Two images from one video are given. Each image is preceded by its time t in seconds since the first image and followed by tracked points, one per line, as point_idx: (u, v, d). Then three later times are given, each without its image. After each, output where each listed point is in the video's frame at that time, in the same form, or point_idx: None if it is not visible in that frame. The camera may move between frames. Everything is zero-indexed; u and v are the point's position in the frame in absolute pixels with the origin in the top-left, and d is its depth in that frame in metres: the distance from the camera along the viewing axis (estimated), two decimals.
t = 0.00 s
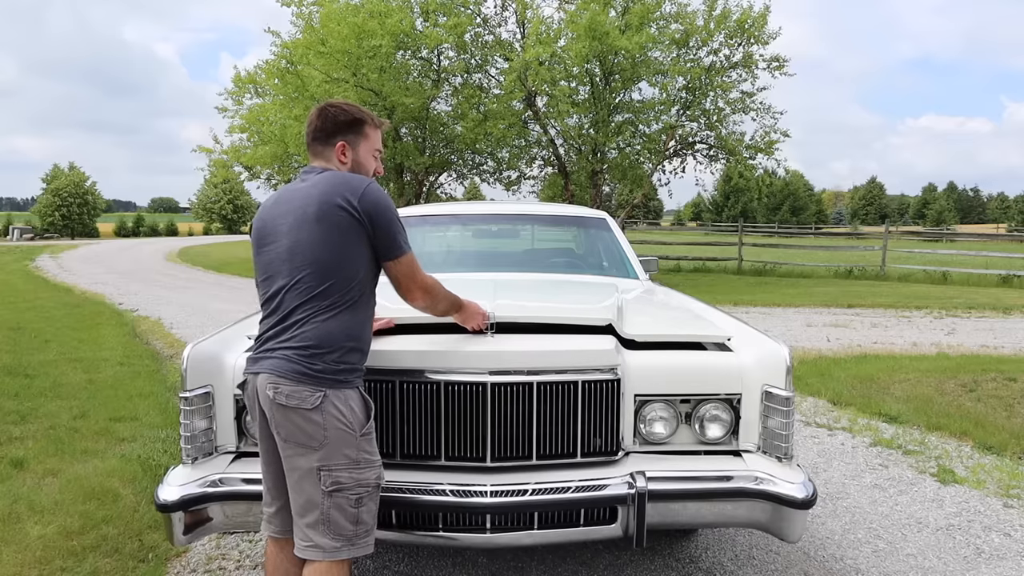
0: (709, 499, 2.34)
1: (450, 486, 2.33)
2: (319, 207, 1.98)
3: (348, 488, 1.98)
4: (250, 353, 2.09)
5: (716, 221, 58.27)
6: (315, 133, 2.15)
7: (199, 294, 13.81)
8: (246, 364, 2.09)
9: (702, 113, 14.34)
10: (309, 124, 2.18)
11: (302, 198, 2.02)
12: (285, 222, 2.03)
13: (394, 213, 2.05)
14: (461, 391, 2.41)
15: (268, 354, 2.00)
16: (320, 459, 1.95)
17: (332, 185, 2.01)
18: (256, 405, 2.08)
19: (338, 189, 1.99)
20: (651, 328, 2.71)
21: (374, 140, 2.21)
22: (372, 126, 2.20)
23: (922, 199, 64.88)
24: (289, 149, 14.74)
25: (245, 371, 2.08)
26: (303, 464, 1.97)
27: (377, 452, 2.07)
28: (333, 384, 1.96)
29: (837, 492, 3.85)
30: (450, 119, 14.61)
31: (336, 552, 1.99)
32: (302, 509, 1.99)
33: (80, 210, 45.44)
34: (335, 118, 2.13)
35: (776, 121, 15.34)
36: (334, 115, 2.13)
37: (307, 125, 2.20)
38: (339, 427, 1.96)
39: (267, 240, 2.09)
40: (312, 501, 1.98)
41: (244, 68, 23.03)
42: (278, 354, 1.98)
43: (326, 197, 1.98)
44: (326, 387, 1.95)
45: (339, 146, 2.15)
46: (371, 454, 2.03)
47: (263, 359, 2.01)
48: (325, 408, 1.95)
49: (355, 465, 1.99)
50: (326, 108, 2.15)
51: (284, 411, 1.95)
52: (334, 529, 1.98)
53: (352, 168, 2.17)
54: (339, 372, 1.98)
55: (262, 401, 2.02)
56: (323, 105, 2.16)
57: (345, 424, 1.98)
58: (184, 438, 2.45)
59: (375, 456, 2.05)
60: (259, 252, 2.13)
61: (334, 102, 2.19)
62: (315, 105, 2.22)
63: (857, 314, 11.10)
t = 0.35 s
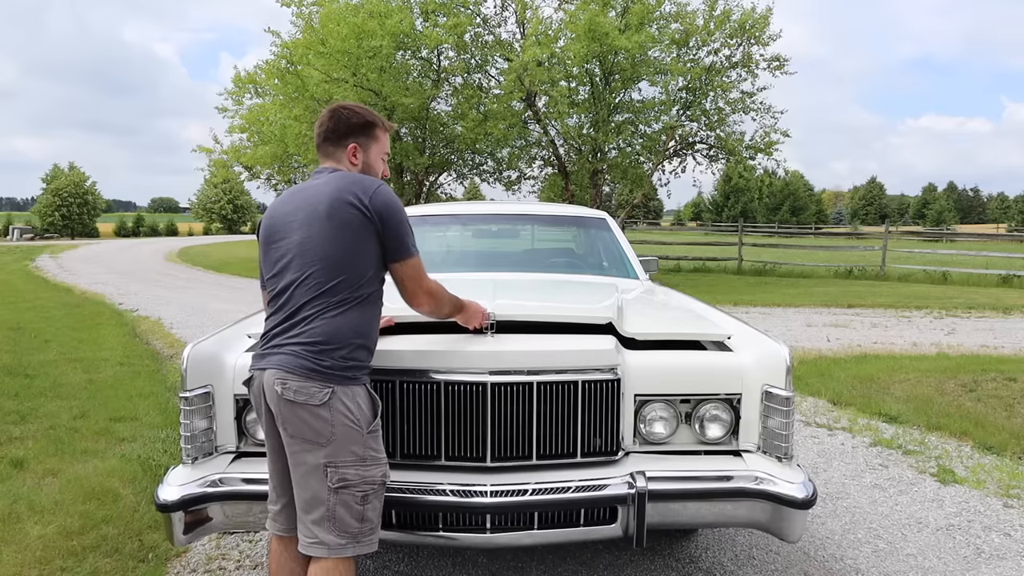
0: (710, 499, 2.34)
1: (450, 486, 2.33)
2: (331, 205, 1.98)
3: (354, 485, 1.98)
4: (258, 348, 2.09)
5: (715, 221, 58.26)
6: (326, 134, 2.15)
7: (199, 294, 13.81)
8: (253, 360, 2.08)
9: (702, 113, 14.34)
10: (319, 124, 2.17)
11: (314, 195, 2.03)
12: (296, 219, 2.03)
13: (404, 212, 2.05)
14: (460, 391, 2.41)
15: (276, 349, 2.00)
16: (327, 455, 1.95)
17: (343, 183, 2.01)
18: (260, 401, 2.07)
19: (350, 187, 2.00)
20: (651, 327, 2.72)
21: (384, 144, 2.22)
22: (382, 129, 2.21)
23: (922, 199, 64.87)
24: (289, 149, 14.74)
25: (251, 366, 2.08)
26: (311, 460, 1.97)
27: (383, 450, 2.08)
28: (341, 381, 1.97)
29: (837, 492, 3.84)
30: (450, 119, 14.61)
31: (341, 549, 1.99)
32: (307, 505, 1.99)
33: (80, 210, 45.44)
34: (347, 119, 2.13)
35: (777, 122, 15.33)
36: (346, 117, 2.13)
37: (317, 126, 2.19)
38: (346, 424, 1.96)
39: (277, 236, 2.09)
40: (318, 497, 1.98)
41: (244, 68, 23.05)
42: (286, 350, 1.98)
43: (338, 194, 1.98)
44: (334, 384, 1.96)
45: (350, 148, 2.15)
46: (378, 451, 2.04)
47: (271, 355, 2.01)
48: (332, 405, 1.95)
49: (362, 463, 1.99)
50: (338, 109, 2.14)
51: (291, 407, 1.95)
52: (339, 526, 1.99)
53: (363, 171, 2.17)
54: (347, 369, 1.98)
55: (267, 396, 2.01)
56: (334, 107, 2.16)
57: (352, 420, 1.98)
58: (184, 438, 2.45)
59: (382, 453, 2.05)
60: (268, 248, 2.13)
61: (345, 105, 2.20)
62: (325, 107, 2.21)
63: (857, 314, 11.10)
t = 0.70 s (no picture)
0: (709, 498, 2.34)
1: (449, 486, 2.33)
2: (345, 209, 1.98)
3: (378, 481, 1.99)
4: (262, 351, 2.07)
5: (715, 221, 58.24)
6: (344, 136, 2.14)
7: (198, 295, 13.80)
8: (258, 364, 2.06)
9: (702, 113, 14.34)
10: (337, 125, 2.16)
11: (327, 199, 2.03)
12: (309, 221, 2.03)
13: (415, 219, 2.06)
14: (460, 391, 2.41)
15: (285, 354, 1.98)
16: (349, 455, 1.95)
17: (357, 188, 2.01)
18: (267, 409, 2.04)
19: (364, 191, 2.00)
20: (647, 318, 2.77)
21: (399, 151, 2.23)
22: (399, 137, 2.22)
23: (922, 199, 64.85)
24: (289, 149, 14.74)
25: (256, 369, 2.05)
26: (334, 462, 1.96)
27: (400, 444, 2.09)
28: (353, 384, 1.97)
29: (837, 492, 3.84)
30: (450, 119, 14.61)
31: (371, 542, 2.00)
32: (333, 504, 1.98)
33: (80, 210, 45.43)
34: (364, 123, 2.13)
35: (777, 122, 15.33)
36: (366, 122, 2.13)
37: (333, 127, 2.18)
38: (364, 424, 1.96)
39: (288, 238, 2.08)
40: (345, 494, 1.98)
41: (244, 68, 23.05)
42: (297, 355, 1.96)
43: (352, 199, 1.99)
44: (348, 387, 1.96)
45: (366, 153, 2.14)
46: (395, 447, 2.05)
47: (280, 358, 1.99)
48: (348, 408, 1.95)
49: (383, 458, 2.00)
50: (358, 113, 2.14)
51: (309, 413, 1.93)
52: (367, 521, 1.99)
53: (376, 176, 2.18)
54: (357, 373, 1.98)
55: (277, 405, 1.98)
56: (352, 110, 2.15)
57: (370, 420, 1.98)
58: (184, 438, 2.45)
59: (400, 448, 2.07)
60: (277, 250, 2.12)
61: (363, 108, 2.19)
62: (343, 108, 2.20)
63: (857, 314, 11.10)
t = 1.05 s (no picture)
0: (709, 499, 2.34)
1: (449, 486, 2.33)
2: (356, 209, 1.97)
3: (390, 482, 2.00)
4: (274, 353, 2.05)
5: (715, 221, 58.23)
6: (352, 131, 2.13)
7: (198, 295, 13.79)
8: (270, 366, 2.04)
9: (702, 113, 14.34)
10: (345, 119, 2.15)
11: (336, 200, 2.02)
12: (319, 223, 2.02)
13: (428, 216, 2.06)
14: (460, 391, 2.41)
15: (301, 355, 1.97)
16: (364, 457, 1.95)
17: (367, 187, 2.01)
18: (281, 410, 2.02)
19: (373, 191, 2.00)
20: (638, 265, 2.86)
21: (406, 145, 2.23)
22: (406, 132, 2.22)
23: (922, 199, 64.84)
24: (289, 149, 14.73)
25: (269, 371, 2.03)
26: (348, 463, 1.95)
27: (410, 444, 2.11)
28: (371, 384, 1.97)
29: (837, 492, 3.84)
30: (450, 119, 14.59)
31: (382, 543, 2.01)
32: (344, 505, 1.99)
33: (80, 210, 45.44)
34: (374, 118, 2.13)
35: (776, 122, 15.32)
36: (376, 116, 2.13)
37: (341, 121, 2.17)
38: (381, 424, 1.97)
39: (297, 239, 2.07)
40: (358, 496, 1.98)
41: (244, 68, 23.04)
42: (313, 357, 1.95)
43: (362, 199, 1.98)
44: (366, 387, 1.96)
45: (375, 148, 2.14)
46: (405, 447, 2.07)
47: (296, 359, 1.97)
48: (367, 408, 1.95)
49: (396, 459, 2.01)
50: (367, 107, 2.13)
51: (328, 414, 1.92)
52: (379, 522, 2.00)
53: (385, 171, 2.18)
54: (374, 373, 1.99)
55: (294, 406, 1.97)
56: (360, 104, 2.14)
57: (386, 420, 1.99)
58: (184, 438, 2.45)
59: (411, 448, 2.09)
60: (285, 252, 2.11)
61: (371, 101, 2.18)
62: (350, 101, 2.19)
63: (857, 314, 11.10)
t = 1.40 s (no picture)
0: (709, 499, 2.34)
1: (449, 485, 2.33)
2: (357, 215, 1.95)
3: (400, 481, 2.02)
4: (280, 358, 2.04)
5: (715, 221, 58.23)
6: (342, 126, 2.05)
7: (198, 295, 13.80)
8: (276, 371, 2.03)
9: (702, 113, 14.34)
10: (329, 113, 2.05)
11: (334, 204, 1.98)
12: (319, 229, 1.99)
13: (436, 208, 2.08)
14: (460, 391, 2.41)
15: (310, 360, 1.97)
16: (374, 457, 1.97)
17: (366, 190, 1.98)
18: (289, 414, 2.02)
19: (372, 195, 1.97)
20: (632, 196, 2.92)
21: (395, 127, 2.16)
22: (394, 113, 2.14)
23: (922, 199, 64.83)
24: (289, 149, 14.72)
25: (275, 376, 2.02)
26: (357, 465, 1.97)
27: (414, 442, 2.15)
28: (381, 384, 2.00)
29: (837, 492, 3.84)
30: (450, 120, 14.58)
31: (393, 542, 2.03)
32: (353, 507, 1.99)
33: (80, 210, 45.44)
34: (363, 109, 2.04)
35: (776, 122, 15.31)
36: (364, 107, 2.04)
37: (324, 112, 2.07)
38: (390, 424, 2.00)
39: (296, 243, 2.03)
40: (368, 497, 1.99)
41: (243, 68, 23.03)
42: (324, 360, 1.96)
43: (361, 204, 1.96)
44: (377, 388, 1.99)
45: (368, 139, 2.08)
46: (411, 447, 2.09)
47: (305, 364, 1.98)
48: (378, 408, 1.98)
49: (404, 458, 2.03)
50: (352, 97, 2.03)
51: (340, 415, 1.94)
52: (389, 522, 2.02)
53: (378, 160, 2.13)
54: (384, 370, 2.02)
55: (305, 409, 1.97)
56: (345, 95, 2.03)
57: (394, 420, 2.02)
58: (184, 438, 2.45)
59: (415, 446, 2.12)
60: (281, 256, 2.07)
61: (353, 87, 2.07)
62: (331, 89, 2.08)
63: (857, 314, 11.10)
